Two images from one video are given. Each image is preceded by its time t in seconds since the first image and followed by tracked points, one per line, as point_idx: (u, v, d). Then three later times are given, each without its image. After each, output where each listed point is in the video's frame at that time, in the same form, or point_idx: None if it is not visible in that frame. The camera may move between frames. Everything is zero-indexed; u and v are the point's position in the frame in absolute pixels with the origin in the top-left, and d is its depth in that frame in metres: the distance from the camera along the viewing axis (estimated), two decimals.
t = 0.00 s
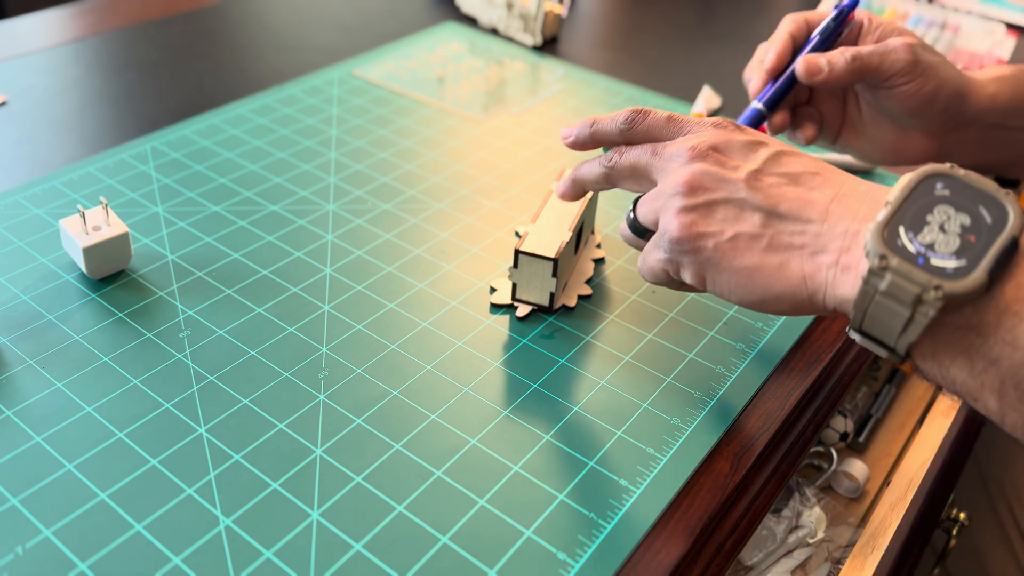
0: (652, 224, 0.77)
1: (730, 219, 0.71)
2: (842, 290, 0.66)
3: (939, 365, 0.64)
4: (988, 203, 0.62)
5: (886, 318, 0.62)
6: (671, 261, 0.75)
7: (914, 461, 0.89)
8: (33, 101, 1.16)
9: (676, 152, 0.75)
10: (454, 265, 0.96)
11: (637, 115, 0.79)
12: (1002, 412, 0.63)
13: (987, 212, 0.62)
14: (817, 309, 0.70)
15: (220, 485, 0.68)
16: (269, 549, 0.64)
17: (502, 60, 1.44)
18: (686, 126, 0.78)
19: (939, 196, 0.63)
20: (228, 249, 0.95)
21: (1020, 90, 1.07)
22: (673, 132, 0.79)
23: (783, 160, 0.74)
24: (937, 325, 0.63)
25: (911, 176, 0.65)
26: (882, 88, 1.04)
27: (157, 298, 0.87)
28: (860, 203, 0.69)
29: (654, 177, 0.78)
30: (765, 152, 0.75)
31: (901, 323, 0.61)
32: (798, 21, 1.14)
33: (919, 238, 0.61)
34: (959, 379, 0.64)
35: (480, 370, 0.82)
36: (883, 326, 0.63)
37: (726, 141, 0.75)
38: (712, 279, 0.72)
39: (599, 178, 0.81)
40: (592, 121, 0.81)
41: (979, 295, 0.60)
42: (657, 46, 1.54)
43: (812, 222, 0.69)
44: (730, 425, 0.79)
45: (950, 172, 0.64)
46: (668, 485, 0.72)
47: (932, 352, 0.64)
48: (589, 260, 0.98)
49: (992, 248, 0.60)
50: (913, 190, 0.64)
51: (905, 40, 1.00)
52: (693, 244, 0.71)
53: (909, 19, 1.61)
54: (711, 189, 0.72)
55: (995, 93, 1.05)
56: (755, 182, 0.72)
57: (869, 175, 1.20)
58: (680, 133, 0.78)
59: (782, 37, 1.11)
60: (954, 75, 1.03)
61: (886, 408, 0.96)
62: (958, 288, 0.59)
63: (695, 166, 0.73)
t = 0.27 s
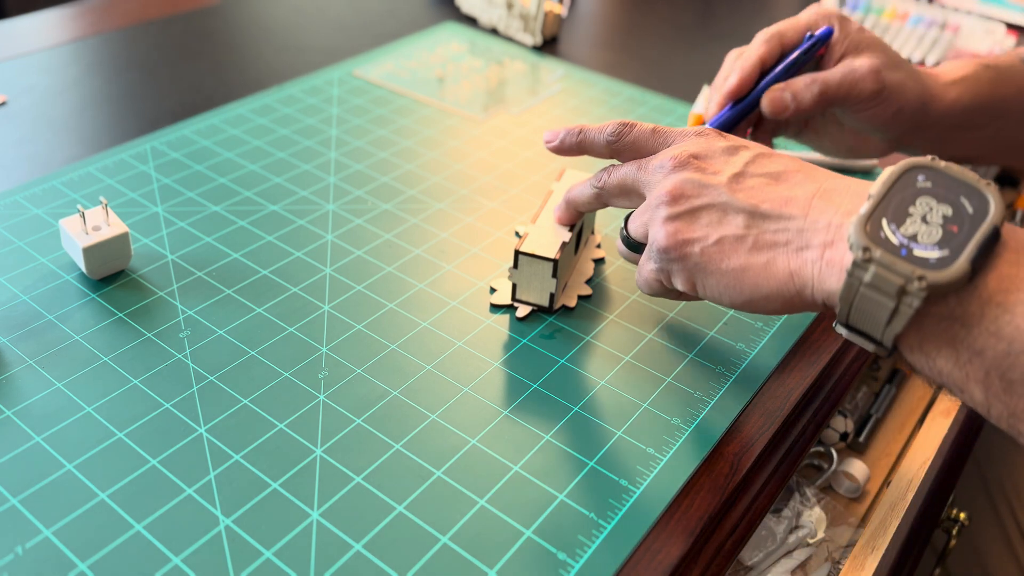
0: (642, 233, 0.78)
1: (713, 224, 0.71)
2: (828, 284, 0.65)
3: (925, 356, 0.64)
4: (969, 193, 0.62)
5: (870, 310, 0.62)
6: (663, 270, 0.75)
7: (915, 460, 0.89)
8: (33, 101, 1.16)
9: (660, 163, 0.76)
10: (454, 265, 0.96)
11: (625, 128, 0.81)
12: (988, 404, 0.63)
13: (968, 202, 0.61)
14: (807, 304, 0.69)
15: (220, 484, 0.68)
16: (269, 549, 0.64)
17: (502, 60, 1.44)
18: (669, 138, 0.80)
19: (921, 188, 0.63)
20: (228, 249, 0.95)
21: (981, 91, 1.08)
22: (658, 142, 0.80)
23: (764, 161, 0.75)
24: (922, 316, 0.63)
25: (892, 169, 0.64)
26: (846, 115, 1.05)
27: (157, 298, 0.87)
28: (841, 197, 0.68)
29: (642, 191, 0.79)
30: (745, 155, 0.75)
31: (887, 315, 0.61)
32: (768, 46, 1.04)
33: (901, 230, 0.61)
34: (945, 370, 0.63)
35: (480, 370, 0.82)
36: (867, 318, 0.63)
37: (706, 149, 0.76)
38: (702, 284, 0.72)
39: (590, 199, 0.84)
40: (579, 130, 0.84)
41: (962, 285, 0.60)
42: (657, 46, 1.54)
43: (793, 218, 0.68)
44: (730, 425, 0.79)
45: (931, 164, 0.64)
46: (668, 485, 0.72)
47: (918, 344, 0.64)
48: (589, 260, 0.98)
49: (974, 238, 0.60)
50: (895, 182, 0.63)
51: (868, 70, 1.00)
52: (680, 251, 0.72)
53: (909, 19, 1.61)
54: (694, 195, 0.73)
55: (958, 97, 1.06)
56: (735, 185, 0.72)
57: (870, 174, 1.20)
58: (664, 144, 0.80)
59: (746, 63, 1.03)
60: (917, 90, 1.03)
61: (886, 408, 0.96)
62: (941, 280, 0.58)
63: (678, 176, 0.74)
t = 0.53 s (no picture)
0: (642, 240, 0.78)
1: (706, 226, 0.72)
2: (824, 278, 0.65)
3: (923, 350, 0.64)
4: (966, 184, 0.62)
5: (868, 303, 0.62)
6: (660, 277, 0.76)
7: (915, 459, 0.89)
8: (33, 101, 1.16)
9: (651, 168, 0.76)
10: (454, 265, 0.96)
11: (614, 141, 0.80)
12: (986, 397, 0.62)
13: (964, 192, 0.61)
14: (805, 300, 0.69)
15: (220, 484, 0.68)
16: (269, 549, 0.64)
17: (502, 60, 1.44)
18: (660, 142, 0.79)
19: (916, 179, 0.63)
20: (228, 249, 0.95)
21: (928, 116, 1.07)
22: (646, 150, 0.79)
23: (753, 156, 0.74)
24: (920, 309, 0.63)
25: (887, 161, 0.64)
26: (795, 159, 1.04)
27: (157, 298, 0.87)
28: (833, 190, 0.68)
29: (636, 198, 0.79)
30: (734, 151, 0.75)
31: (885, 308, 0.61)
32: (724, 89, 0.97)
33: (897, 222, 0.61)
34: (944, 365, 0.63)
35: (480, 370, 0.82)
36: (865, 313, 0.63)
37: (695, 149, 0.76)
38: (698, 288, 0.73)
39: (586, 204, 0.84)
40: (570, 141, 0.82)
41: (960, 276, 0.60)
42: (657, 46, 1.54)
43: (785, 213, 0.68)
44: (730, 425, 0.79)
45: (926, 154, 0.64)
46: (668, 485, 0.72)
47: (917, 337, 0.63)
48: (589, 260, 0.98)
49: (971, 229, 0.60)
50: (890, 173, 0.63)
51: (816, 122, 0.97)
52: (673, 257, 0.73)
53: (908, 19, 1.61)
54: (684, 199, 0.73)
55: (906, 125, 1.06)
56: (725, 184, 0.72)
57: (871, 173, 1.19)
58: (653, 150, 0.79)
59: (697, 110, 0.97)
60: (867, 128, 1.02)
61: (886, 408, 0.96)
62: (939, 271, 0.58)
63: (669, 180, 0.75)
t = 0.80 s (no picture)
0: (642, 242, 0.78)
1: (704, 232, 0.72)
2: (823, 284, 0.65)
3: (921, 355, 0.64)
4: (964, 190, 0.62)
5: (866, 309, 0.62)
6: (660, 280, 0.76)
7: (915, 459, 0.89)
8: (33, 101, 1.16)
9: (650, 171, 0.76)
10: (454, 265, 0.96)
11: (613, 143, 0.80)
12: (985, 401, 0.62)
13: (963, 199, 0.61)
14: (803, 305, 0.69)
15: (220, 484, 0.68)
16: (269, 549, 0.64)
17: (502, 60, 1.44)
18: (659, 144, 0.79)
19: (915, 185, 0.63)
20: (227, 249, 0.95)
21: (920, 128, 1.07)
22: (646, 153, 0.79)
23: (753, 160, 0.74)
24: (919, 315, 0.63)
25: (886, 166, 0.64)
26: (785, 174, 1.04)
27: (157, 298, 0.87)
28: (832, 194, 0.68)
29: (636, 200, 0.79)
30: (734, 155, 0.75)
31: (883, 314, 0.61)
32: (714, 104, 0.95)
33: (896, 229, 0.61)
34: (942, 368, 0.63)
35: (480, 370, 0.82)
36: (863, 319, 0.63)
37: (694, 153, 0.76)
38: (699, 292, 0.73)
39: (586, 206, 0.84)
40: (569, 141, 0.82)
41: (958, 284, 0.60)
42: (657, 46, 1.54)
43: (783, 218, 0.68)
44: (730, 426, 0.79)
45: (925, 160, 0.64)
46: (668, 486, 0.72)
47: (915, 340, 0.64)
48: (589, 259, 0.98)
49: (969, 236, 0.59)
50: (889, 179, 0.63)
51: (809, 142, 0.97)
52: (673, 262, 0.73)
53: (909, 19, 1.62)
54: (684, 203, 0.73)
55: (897, 136, 1.05)
56: (725, 189, 0.72)
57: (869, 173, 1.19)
58: (653, 153, 0.79)
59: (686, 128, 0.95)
60: (857, 142, 1.02)
61: (886, 408, 0.96)
62: (937, 277, 0.58)
63: (669, 184, 0.74)
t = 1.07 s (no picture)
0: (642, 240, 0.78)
1: (706, 230, 0.72)
2: (824, 284, 0.65)
3: (921, 356, 0.64)
4: (965, 192, 0.62)
5: (866, 310, 0.62)
6: (661, 280, 0.76)
7: (915, 459, 0.89)
8: (33, 101, 1.16)
9: (651, 170, 0.76)
10: (455, 265, 0.96)
11: (614, 143, 0.80)
12: (984, 403, 0.62)
13: (964, 201, 0.61)
14: (805, 305, 0.69)
15: (220, 484, 0.68)
16: (269, 549, 0.64)
17: (502, 60, 1.44)
18: (660, 144, 0.79)
19: (916, 187, 0.63)
20: (227, 249, 0.95)
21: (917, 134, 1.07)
22: (647, 152, 0.79)
23: (755, 160, 0.74)
24: (919, 316, 0.63)
25: (887, 167, 0.64)
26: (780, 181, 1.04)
27: (157, 298, 0.87)
28: (834, 195, 0.68)
29: (637, 200, 0.79)
30: (735, 155, 0.75)
31: (883, 315, 0.61)
32: (711, 115, 0.94)
33: (897, 230, 0.61)
34: (942, 369, 0.63)
35: (480, 370, 0.82)
36: (864, 319, 0.63)
37: (695, 152, 0.76)
38: (700, 292, 0.73)
39: (586, 205, 0.84)
40: (570, 141, 0.82)
41: (959, 285, 0.60)
42: (658, 46, 1.54)
43: (785, 218, 0.68)
44: (730, 426, 0.79)
45: (927, 162, 0.64)
46: (668, 486, 0.72)
47: (915, 342, 0.64)
48: (589, 259, 0.98)
49: (970, 238, 0.59)
50: (890, 181, 0.63)
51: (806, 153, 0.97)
52: (675, 261, 0.73)
53: (909, 19, 1.62)
54: (685, 203, 0.73)
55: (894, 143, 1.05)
56: (726, 189, 0.72)
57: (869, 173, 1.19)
58: (654, 152, 0.79)
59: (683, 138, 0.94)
60: (854, 151, 1.02)
61: (886, 408, 0.96)
62: (937, 280, 0.58)
63: (670, 183, 0.74)
